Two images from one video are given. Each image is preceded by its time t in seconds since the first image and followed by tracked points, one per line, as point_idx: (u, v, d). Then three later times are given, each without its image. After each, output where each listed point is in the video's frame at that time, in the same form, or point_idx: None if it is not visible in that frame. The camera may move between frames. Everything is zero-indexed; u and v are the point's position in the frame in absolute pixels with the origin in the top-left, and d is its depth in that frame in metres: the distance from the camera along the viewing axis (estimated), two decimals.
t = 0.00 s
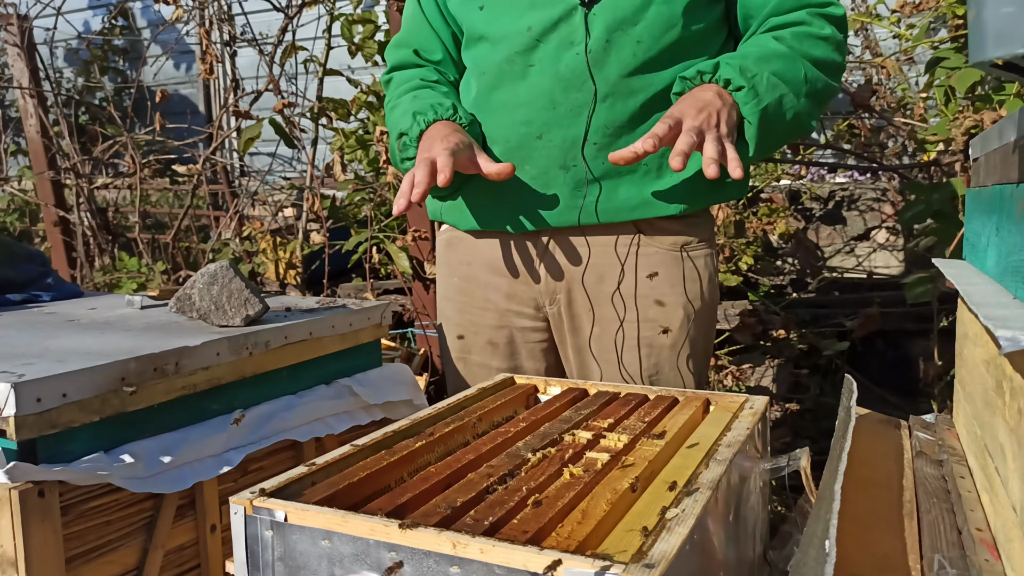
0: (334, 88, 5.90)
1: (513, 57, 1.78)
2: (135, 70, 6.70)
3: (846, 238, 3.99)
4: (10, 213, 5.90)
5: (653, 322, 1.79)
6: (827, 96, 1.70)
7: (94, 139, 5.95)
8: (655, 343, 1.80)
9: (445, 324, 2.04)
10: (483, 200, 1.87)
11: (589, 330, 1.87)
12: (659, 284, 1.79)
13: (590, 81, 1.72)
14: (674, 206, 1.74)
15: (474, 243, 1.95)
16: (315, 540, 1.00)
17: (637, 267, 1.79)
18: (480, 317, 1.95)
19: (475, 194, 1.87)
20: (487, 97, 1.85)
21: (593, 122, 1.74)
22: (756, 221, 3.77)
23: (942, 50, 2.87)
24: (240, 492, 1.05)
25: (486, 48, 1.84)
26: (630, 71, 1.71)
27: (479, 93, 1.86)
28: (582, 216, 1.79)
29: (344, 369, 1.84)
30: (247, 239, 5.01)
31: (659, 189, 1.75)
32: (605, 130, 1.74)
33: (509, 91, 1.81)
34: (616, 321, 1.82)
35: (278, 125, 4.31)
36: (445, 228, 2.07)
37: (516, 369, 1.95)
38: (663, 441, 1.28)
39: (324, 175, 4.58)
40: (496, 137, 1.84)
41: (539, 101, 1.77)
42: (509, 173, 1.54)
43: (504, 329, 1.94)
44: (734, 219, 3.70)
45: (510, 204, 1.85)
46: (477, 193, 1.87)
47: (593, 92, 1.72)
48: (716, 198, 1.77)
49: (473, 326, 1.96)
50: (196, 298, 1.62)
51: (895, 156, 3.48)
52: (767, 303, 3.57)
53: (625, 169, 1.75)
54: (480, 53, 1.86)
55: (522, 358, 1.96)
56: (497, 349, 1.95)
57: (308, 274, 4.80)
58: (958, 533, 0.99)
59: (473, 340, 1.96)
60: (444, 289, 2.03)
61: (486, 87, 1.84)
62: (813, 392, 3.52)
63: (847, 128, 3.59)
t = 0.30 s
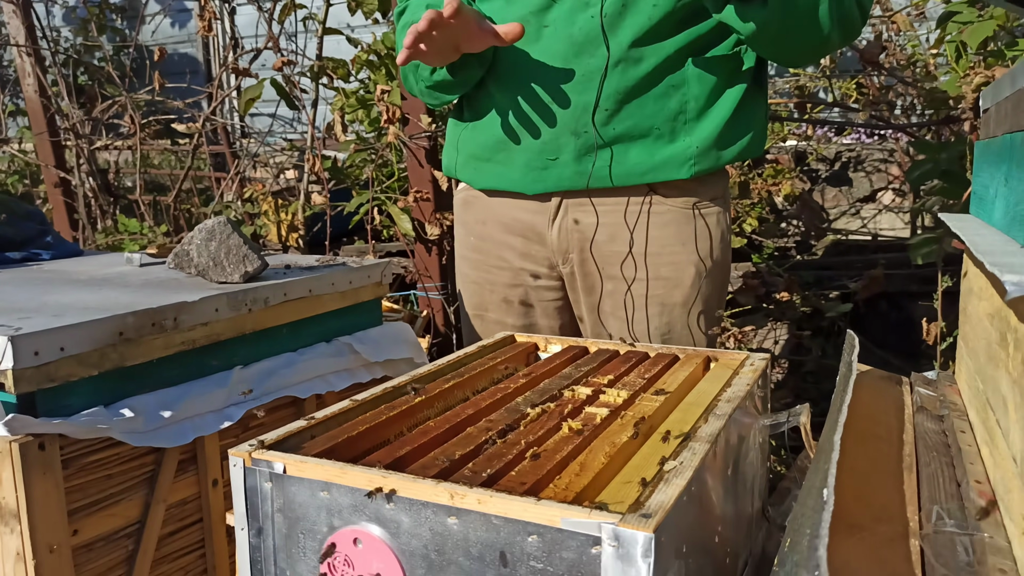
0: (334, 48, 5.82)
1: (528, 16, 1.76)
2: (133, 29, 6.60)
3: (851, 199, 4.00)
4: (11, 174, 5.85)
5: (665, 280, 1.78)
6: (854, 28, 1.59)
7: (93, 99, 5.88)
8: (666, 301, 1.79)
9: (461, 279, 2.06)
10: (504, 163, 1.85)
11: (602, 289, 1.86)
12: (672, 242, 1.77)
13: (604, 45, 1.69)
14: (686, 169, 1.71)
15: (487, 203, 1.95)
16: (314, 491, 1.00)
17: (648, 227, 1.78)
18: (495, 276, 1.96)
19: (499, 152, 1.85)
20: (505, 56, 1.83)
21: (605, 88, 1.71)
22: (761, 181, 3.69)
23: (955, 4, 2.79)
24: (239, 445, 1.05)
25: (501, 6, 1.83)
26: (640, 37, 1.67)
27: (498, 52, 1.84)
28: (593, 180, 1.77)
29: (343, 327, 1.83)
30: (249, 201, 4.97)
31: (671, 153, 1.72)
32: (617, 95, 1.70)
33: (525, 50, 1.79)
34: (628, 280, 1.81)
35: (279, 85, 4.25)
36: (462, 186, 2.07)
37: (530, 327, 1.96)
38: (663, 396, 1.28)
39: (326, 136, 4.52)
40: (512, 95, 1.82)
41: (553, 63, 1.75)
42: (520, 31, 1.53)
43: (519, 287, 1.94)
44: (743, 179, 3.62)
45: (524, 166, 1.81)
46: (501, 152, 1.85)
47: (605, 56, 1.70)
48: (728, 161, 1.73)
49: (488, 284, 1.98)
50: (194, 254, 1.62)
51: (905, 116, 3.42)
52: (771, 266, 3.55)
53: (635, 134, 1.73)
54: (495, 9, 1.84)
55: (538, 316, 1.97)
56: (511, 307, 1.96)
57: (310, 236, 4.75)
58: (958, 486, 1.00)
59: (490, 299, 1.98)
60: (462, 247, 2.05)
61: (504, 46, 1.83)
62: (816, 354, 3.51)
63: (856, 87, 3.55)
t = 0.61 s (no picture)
0: (337, 26, 5.77)
1: (535, 2, 1.72)
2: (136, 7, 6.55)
3: (856, 179, 4.02)
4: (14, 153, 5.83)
5: (672, 258, 1.78)
6: (855, 36, 1.66)
7: (96, 78, 5.86)
8: (674, 279, 1.79)
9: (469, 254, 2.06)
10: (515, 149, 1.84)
11: (611, 266, 1.87)
12: (679, 221, 1.77)
13: (613, 32, 1.67)
14: (695, 154, 1.72)
15: (494, 178, 1.96)
16: (319, 465, 1.00)
17: (655, 204, 1.78)
18: (502, 252, 1.96)
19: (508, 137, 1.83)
20: (512, 41, 1.79)
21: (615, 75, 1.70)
22: (766, 160, 3.74)
23: None
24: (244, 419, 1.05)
25: None
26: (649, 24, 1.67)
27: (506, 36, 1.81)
28: (602, 162, 1.78)
29: (349, 305, 1.83)
30: (251, 181, 4.95)
31: (680, 139, 1.72)
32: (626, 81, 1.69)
33: (532, 36, 1.75)
34: (635, 258, 1.82)
35: (282, 63, 4.22)
36: (470, 163, 2.06)
37: (538, 304, 1.96)
38: (667, 372, 1.28)
39: (328, 115, 4.49)
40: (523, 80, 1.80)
41: (561, 50, 1.72)
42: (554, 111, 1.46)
43: (525, 264, 1.94)
44: (750, 158, 3.60)
45: (534, 151, 1.82)
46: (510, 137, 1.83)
47: (614, 44, 1.68)
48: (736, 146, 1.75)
49: (496, 260, 1.98)
50: (199, 232, 1.62)
51: (912, 93, 3.40)
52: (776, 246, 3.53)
53: (644, 118, 1.72)
54: None
55: (544, 293, 1.97)
56: (518, 284, 1.96)
57: (313, 216, 4.73)
58: (961, 460, 0.99)
59: (496, 276, 1.98)
60: (470, 223, 2.04)
61: (511, 29, 1.79)
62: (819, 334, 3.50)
63: (862, 65, 3.52)
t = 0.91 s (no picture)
0: (337, 12, 5.73)
1: None
2: None
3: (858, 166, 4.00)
4: (12, 141, 5.80)
5: (673, 242, 1.78)
6: (847, 25, 1.66)
7: (94, 65, 5.82)
8: (674, 264, 1.78)
9: (467, 241, 2.06)
10: (514, 136, 1.83)
11: (610, 252, 1.87)
12: (680, 205, 1.77)
13: (612, 16, 1.65)
14: (695, 140, 1.71)
15: (491, 164, 1.95)
16: (318, 448, 1.00)
17: (656, 188, 1.77)
18: (501, 239, 1.95)
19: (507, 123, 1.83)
20: (511, 24, 1.78)
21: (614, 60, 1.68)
22: (768, 147, 3.71)
23: None
24: (243, 403, 1.05)
25: None
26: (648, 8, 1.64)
27: (505, 20, 1.79)
28: (603, 148, 1.77)
29: (348, 291, 1.82)
30: (251, 168, 4.92)
31: (680, 124, 1.71)
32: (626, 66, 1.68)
33: (531, 19, 1.73)
34: (636, 243, 1.81)
35: (280, 49, 4.19)
36: (468, 149, 2.05)
37: (536, 291, 1.96)
38: (667, 358, 1.27)
39: (327, 102, 4.46)
40: (523, 66, 1.79)
41: (560, 34, 1.70)
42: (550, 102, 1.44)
43: (524, 251, 1.94)
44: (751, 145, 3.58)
45: (533, 137, 1.81)
46: (508, 123, 1.83)
47: (613, 28, 1.66)
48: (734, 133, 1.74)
49: (494, 247, 1.97)
50: (197, 216, 1.61)
51: (915, 80, 3.37)
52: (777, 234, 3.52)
53: (644, 104, 1.71)
54: None
55: (542, 280, 1.97)
56: (517, 270, 1.95)
57: (313, 204, 4.70)
58: (963, 444, 0.99)
59: (495, 263, 1.97)
60: (468, 210, 2.03)
61: (510, 13, 1.77)
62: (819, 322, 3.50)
63: (865, 51, 3.50)
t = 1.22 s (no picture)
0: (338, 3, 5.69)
1: None
2: None
3: (861, 158, 3.97)
4: (13, 133, 5.78)
5: (672, 236, 1.76)
6: (845, 14, 1.64)
7: (94, 56, 5.79)
8: (675, 258, 1.76)
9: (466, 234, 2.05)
10: (512, 129, 1.81)
11: (608, 245, 1.85)
12: (681, 197, 1.75)
13: (610, 5, 1.63)
14: (694, 130, 1.69)
15: (490, 157, 1.93)
16: (314, 446, 0.99)
17: (656, 180, 1.76)
18: (499, 233, 1.94)
19: (504, 115, 1.81)
20: (508, 14, 1.75)
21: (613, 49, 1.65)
22: (771, 139, 3.69)
23: None
24: (239, 400, 1.04)
25: None
26: None
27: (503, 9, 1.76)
28: (601, 140, 1.76)
29: (347, 284, 1.81)
30: (251, 160, 4.90)
31: (680, 114, 1.69)
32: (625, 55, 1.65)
33: (529, 8, 1.71)
34: (635, 236, 1.80)
35: (280, 40, 4.16)
36: (466, 141, 2.03)
37: (535, 285, 1.95)
38: (669, 354, 1.26)
39: (328, 93, 4.43)
40: (520, 56, 1.76)
41: (558, 24, 1.68)
42: (548, 93, 1.42)
43: (523, 244, 1.93)
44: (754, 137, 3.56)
45: (532, 129, 1.79)
46: (505, 115, 1.80)
47: (612, 17, 1.64)
48: (734, 122, 1.73)
49: (493, 241, 1.95)
50: (194, 209, 1.60)
51: (920, 71, 3.34)
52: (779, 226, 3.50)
53: (643, 93, 1.69)
54: None
55: (542, 273, 1.96)
56: (517, 264, 1.94)
57: (314, 196, 4.68)
58: (968, 442, 0.98)
59: (494, 256, 1.96)
60: (467, 203, 2.02)
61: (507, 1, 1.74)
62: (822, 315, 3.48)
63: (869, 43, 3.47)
